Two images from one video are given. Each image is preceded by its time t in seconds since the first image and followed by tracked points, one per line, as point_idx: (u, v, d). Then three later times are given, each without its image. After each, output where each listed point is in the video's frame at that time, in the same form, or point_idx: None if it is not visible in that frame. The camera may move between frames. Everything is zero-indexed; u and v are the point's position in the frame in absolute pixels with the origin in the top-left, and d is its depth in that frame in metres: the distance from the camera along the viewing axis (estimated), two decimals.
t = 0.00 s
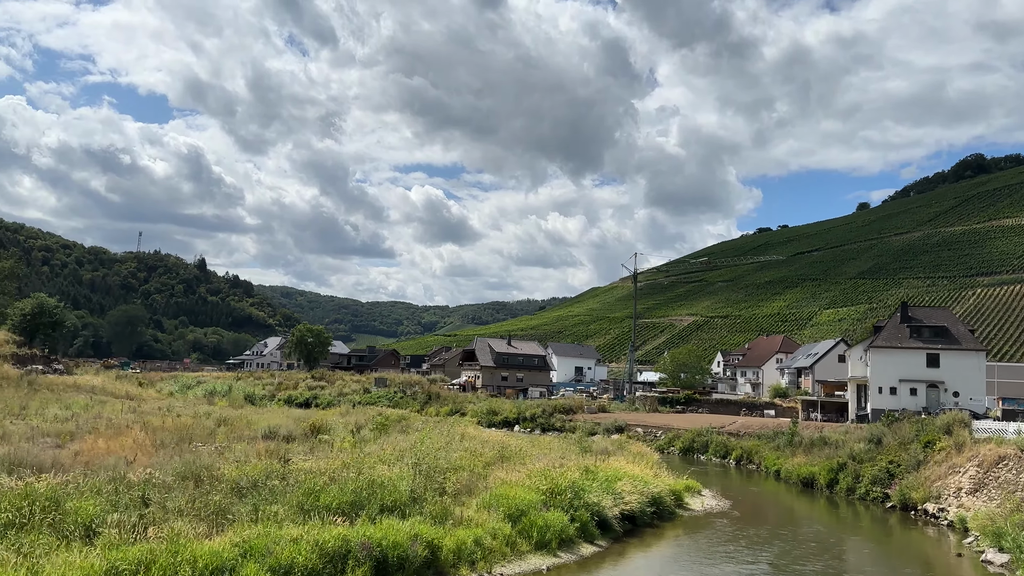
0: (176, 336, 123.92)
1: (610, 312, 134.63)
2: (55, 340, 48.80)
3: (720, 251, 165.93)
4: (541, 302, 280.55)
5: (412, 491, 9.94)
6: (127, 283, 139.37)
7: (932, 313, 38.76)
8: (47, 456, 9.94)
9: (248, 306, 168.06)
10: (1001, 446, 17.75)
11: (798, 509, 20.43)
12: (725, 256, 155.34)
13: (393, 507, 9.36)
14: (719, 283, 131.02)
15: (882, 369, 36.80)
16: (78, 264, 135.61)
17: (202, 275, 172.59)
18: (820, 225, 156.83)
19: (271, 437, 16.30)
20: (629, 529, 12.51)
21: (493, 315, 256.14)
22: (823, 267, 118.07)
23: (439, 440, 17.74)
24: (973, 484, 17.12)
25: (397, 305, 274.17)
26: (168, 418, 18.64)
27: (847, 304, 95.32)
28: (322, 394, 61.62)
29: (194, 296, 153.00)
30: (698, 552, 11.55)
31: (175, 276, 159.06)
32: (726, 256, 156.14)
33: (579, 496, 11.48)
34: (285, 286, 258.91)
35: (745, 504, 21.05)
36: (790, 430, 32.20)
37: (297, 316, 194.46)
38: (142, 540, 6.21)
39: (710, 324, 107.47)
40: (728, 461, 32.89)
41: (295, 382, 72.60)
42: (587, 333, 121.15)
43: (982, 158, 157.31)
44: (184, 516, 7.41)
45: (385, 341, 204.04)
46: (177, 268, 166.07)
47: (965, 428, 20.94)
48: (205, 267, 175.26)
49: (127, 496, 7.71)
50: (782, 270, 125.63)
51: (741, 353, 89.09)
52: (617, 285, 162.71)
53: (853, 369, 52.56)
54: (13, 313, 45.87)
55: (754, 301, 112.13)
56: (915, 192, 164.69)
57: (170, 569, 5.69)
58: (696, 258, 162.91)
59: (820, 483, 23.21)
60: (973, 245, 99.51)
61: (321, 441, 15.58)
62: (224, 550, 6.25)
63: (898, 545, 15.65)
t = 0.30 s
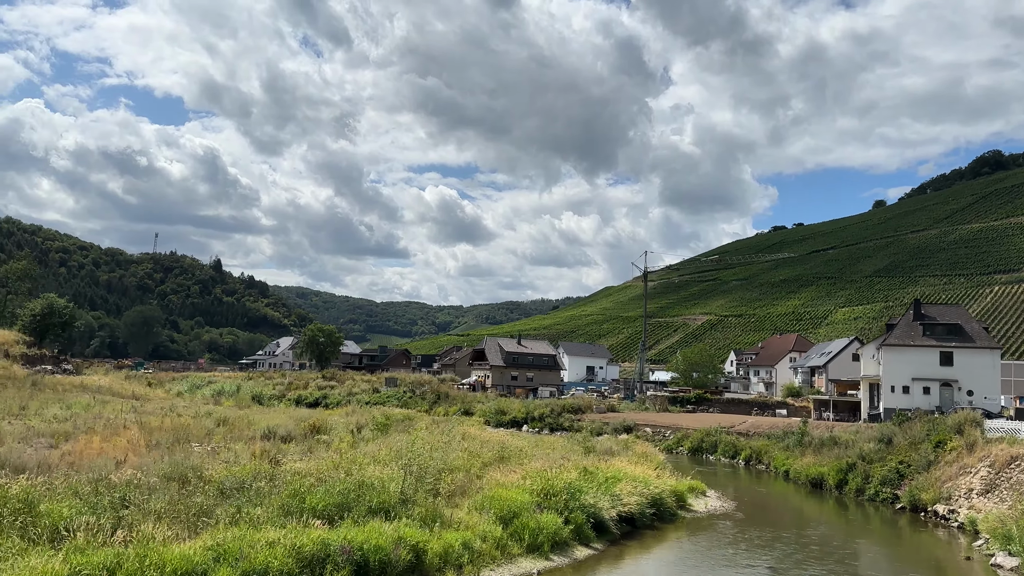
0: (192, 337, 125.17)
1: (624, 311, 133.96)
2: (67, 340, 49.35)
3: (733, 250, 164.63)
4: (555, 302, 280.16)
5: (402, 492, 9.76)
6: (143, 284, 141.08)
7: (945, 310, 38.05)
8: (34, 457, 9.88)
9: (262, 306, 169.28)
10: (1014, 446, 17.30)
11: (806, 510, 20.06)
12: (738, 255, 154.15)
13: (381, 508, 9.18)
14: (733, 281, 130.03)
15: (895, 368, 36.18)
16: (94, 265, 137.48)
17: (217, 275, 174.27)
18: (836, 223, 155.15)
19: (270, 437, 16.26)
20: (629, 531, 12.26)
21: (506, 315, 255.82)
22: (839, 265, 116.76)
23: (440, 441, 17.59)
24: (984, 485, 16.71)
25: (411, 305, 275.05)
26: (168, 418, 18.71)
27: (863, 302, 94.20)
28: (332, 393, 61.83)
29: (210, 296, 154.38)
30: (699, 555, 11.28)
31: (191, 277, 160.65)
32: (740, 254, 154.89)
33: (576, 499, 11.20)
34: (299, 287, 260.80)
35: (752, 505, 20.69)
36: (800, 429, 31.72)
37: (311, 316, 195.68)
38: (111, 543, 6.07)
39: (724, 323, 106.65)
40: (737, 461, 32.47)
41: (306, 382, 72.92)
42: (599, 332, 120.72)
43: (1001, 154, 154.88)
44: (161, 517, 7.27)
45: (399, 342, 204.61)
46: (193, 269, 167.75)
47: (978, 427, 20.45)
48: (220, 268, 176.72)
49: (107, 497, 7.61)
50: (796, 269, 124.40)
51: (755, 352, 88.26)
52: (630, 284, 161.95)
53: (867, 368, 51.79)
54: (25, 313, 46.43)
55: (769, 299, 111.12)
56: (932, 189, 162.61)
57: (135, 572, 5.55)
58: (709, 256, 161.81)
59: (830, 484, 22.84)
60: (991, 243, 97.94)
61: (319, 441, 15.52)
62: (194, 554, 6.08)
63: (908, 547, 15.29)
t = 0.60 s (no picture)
0: (203, 337, 126.07)
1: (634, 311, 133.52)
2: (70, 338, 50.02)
3: (743, 249, 163.65)
4: (566, 302, 279.72)
5: (391, 494, 9.60)
6: (155, 285, 142.37)
7: (956, 307, 37.48)
8: (20, 458, 9.79)
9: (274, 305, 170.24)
10: None
11: (812, 511, 19.76)
12: (747, 254, 153.23)
13: (367, 511, 9.01)
14: (744, 280, 129.28)
15: (904, 366, 35.75)
16: (107, 266, 138.76)
17: (229, 275, 175.44)
18: (847, 221, 153.94)
19: (266, 437, 16.21)
20: (626, 533, 12.05)
21: (516, 315, 255.31)
22: (850, 264, 115.87)
23: (439, 441, 17.48)
24: (991, 486, 16.39)
25: (422, 305, 275.60)
26: (166, 419, 18.75)
27: (875, 300, 93.41)
28: (338, 393, 61.97)
29: (221, 297, 155.38)
30: (697, 558, 11.07)
31: (203, 277, 161.62)
32: (751, 253, 153.98)
33: (569, 501, 10.99)
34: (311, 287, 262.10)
35: (757, 505, 20.44)
36: (807, 429, 31.31)
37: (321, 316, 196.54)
38: (79, 548, 5.93)
39: (734, 322, 106.08)
40: (743, 461, 32.11)
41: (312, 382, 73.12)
42: (608, 332, 120.37)
43: (1014, 151, 153.13)
44: (137, 521, 7.15)
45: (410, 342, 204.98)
46: (204, 270, 168.81)
47: (986, 427, 20.08)
48: (232, 268, 177.65)
49: (86, 498, 7.52)
50: (806, 268, 123.52)
51: (764, 351, 87.64)
52: (640, 283, 161.42)
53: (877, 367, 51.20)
54: (31, 314, 47.04)
55: (780, 298, 110.39)
56: (945, 187, 161.01)
57: None
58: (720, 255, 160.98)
59: (835, 484, 22.54)
60: (1005, 240, 96.87)
61: (315, 441, 15.47)
62: (163, 558, 5.94)
63: (914, 549, 14.98)
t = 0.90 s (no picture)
0: (213, 338, 126.82)
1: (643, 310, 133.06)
2: (73, 339, 50.45)
3: (752, 249, 162.66)
4: (576, 302, 279.30)
5: (376, 495, 9.42)
6: (167, 286, 143.52)
7: (966, 306, 36.95)
8: None
9: (284, 306, 171.15)
10: None
11: (816, 512, 19.47)
12: (756, 254, 152.29)
13: (349, 514, 8.83)
14: (754, 279, 128.51)
15: (911, 365, 35.29)
16: (118, 268, 139.93)
17: (239, 276, 176.52)
18: (858, 219, 152.83)
19: (260, 437, 16.15)
20: (621, 535, 11.87)
21: (526, 315, 254.94)
22: (862, 262, 114.99)
23: (435, 441, 17.36)
24: (997, 487, 16.06)
25: (432, 305, 276.00)
26: (162, 419, 18.77)
27: (886, 299, 92.63)
28: (343, 393, 62.09)
29: (232, 298, 156.27)
30: (691, 562, 10.86)
31: (214, 279, 162.50)
32: (761, 252, 153.10)
33: (560, 503, 10.76)
34: (321, 288, 263.16)
35: (759, 505, 20.15)
36: (812, 429, 30.91)
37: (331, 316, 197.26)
38: (37, 554, 5.77)
39: (744, 321, 105.50)
40: (747, 462, 31.73)
41: (318, 382, 73.29)
42: (617, 331, 120.01)
43: None
44: (108, 527, 7.01)
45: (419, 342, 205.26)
46: (215, 271, 169.79)
47: (994, 427, 19.69)
48: (243, 270, 178.50)
49: (55, 501, 7.39)
50: (815, 267, 122.64)
51: (772, 351, 87.04)
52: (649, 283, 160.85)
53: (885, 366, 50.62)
54: (36, 315, 47.50)
55: (790, 297, 109.69)
56: (957, 185, 159.68)
57: None
58: (730, 254, 160.06)
59: (840, 485, 22.25)
60: (1018, 238, 95.87)
61: (308, 442, 15.37)
62: (124, 564, 5.78)
63: (918, 552, 14.65)
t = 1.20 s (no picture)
0: (221, 339, 127.46)
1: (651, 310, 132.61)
2: (75, 339, 50.69)
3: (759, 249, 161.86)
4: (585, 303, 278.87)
5: (357, 497, 9.24)
6: (176, 287, 144.46)
7: (972, 304, 36.47)
8: None
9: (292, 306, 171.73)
10: None
11: (818, 514, 19.16)
12: (762, 253, 151.53)
13: (328, 517, 8.66)
14: (762, 279, 127.84)
15: (918, 365, 34.81)
16: (128, 269, 140.90)
17: (248, 277, 177.26)
18: (868, 219, 151.83)
19: (252, 438, 16.08)
20: (614, 538, 11.65)
21: (534, 316, 254.81)
22: (872, 262, 114.13)
23: (429, 442, 17.24)
24: (1001, 489, 15.74)
25: (441, 306, 276.23)
26: (156, 419, 18.78)
27: (896, 299, 91.90)
28: (347, 394, 62.07)
29: (241, 299, 156.95)
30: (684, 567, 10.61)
31: (222, 280, 163.16)
32: (770, 252, 152.32)
33: (548, 506, 10.53)
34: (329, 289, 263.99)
35: (759, 507, 19.89)
36: (816, 430, 30.55)
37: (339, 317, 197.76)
38: None
39: (753, 322, 104.94)
40: (751, 463, 31.40)
41: (322, 383, 73.36)
42: (624, 331, 119.61)
43: None
44: (75, 532, 6.85)
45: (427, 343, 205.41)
46: (224, 273, 170.46)
47: (998, 427, 19.36)
48: (251, 271, 179.19)
49: (25, 505, 7.26)
50: (823, 267, 121.87)
51: (780, 351, 86.45)
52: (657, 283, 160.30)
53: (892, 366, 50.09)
54: (39, 315, 47.80)
55: (799, 297, 109.04)
56: (967, 184, 158.40)
57: None
58: (738, 254, 159.25)
59: (842, 486, 21.96)
60: None
61: (300, 442, 15.32)
62: (83, 569, 5.62)
63: (920, 555, 14.36)
